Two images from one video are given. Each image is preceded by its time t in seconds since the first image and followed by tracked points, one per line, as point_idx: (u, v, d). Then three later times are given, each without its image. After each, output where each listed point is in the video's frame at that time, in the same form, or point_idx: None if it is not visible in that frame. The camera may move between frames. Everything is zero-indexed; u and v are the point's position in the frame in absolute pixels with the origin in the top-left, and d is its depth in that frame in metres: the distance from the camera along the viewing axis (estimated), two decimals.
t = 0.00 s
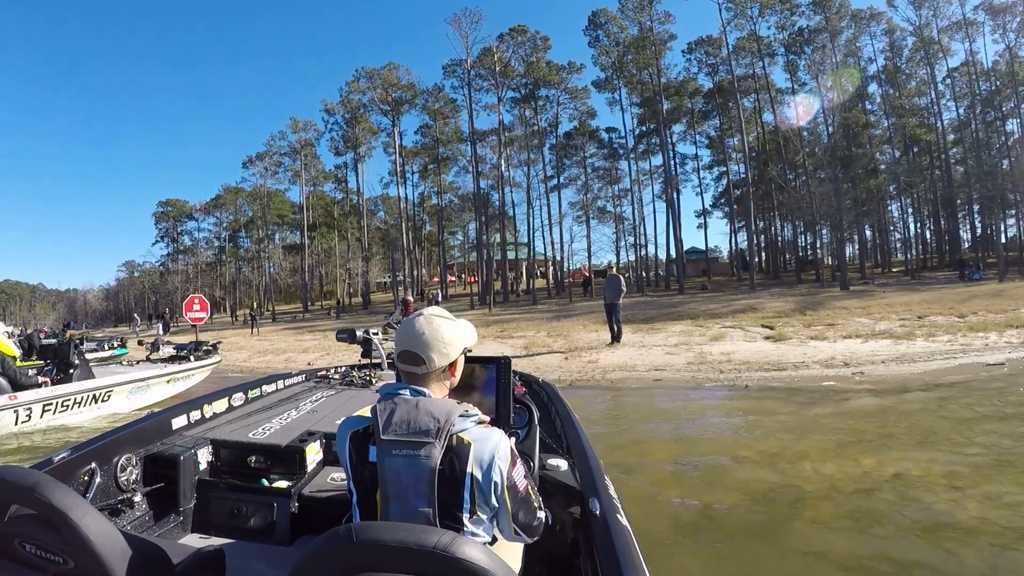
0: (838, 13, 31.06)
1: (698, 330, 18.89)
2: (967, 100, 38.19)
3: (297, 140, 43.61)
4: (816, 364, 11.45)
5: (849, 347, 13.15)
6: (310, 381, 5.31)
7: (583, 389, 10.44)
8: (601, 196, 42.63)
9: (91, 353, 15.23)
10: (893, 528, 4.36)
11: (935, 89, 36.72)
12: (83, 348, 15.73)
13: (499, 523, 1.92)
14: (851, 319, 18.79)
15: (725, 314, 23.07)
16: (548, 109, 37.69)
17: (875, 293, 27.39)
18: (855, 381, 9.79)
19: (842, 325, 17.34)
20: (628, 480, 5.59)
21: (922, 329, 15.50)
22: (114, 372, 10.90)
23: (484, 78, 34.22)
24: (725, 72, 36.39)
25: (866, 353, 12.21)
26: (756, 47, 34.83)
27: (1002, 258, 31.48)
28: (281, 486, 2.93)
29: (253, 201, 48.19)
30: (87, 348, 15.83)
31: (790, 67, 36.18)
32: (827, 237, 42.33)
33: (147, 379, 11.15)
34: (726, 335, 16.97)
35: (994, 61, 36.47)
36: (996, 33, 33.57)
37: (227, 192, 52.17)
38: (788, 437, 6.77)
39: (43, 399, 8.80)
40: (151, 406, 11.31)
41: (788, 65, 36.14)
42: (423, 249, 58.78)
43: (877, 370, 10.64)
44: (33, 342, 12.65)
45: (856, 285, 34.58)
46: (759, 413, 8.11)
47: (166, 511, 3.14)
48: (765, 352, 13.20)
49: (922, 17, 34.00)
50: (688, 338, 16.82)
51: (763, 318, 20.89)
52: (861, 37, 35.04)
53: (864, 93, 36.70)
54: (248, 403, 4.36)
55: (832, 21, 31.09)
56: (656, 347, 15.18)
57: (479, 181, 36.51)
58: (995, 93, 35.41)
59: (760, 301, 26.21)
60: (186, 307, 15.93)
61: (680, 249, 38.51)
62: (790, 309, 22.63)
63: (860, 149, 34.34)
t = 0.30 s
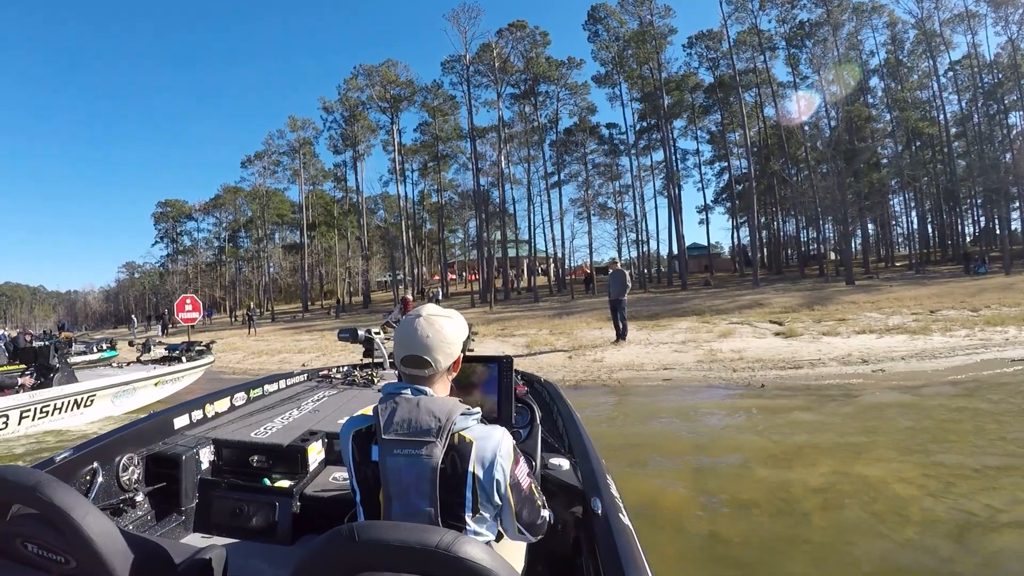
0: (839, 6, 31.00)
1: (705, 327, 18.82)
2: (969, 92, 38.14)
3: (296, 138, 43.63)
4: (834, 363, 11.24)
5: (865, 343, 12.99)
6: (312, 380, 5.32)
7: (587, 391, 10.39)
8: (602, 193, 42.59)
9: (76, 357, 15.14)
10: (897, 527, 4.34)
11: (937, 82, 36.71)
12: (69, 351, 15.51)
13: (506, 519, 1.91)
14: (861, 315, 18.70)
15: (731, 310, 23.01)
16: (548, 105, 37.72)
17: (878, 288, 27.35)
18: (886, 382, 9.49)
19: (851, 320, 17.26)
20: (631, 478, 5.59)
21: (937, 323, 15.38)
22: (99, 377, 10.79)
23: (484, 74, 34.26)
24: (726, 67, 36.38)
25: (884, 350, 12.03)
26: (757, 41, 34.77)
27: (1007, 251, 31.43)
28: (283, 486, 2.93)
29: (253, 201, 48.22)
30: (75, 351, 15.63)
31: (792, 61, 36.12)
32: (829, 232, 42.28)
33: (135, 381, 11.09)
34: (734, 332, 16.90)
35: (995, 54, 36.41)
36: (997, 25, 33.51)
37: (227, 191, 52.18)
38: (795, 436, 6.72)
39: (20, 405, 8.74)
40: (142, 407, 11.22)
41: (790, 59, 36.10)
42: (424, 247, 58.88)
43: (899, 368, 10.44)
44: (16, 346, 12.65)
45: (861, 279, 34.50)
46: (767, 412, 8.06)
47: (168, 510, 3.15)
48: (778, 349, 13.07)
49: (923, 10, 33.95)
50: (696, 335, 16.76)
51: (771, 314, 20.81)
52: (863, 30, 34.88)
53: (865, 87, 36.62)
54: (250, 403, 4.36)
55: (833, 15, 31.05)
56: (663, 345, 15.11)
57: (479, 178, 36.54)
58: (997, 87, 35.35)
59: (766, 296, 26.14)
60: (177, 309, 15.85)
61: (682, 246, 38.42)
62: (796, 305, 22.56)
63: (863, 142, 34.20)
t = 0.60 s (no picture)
0: None
1: (710, 323, 18.75)
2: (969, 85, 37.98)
3: (294, 137, 43.60)
4: (851, 359, 11.07)
5: (881, 339, 12.83)
6: (315, 378, 5.32)
7: (591, 391, 10.37)
8: (602, 190, 42.49)
9: (61, 357, 15.05)
10: (903, 523, 4.32)
11: (938, 76, 36.56)
12: (57, 353, 15.35)
13: (509, 518, 1.91)
14: (870, 309, 18.59)
15: (735, 306, 22.93)
16: (548, 101, 37.65)
17: (885, 282, 27.22)
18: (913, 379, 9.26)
19: (860, 316, 17.14)
20: (634, 477, 5.57)
21: (951, 318, 15.24)
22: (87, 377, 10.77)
23: (483, 71, 34.23)
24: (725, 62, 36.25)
25: (901, 346, 11.86)
26: (757, 36, 34.63)
27: (1012, 244, 31.23)
28: (286, 485, 2.93)
29: (252, 200, 48.20)
30: (63, 353, 15.48)
31: (792, 55, 35.96)
32: (831, 229, 42.07)
33: (120, 381, 10.98)
34: (742, 328, 16.80)
35: (996, 48, 36.24)
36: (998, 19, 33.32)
37: (226, 191, 52.16)
38: (803, 434, 6.69)
39: (3, 410, 8.60)
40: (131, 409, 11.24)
41: (790, 54, 35.96)
42: (425, 244, 58.90)
43: (920, 364, 10.25)
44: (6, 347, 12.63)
45: (865, 275, 34.34)
46: (775, 410, 7.99)
47: (171, 508, 3.16)
48: (790, 347, 12.97)
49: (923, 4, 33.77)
50: (702, 333, 16.68)
51: (778, 310, 20.72)
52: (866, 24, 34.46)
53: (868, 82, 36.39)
54: (253, 401, 4.37)
55: (833, 9, 30.90)
56: (671, 342, 15.03)
57: (478, 176, 36.43)
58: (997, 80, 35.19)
59: (770, 292, 26.03)
60: (169, 309, 15.79)
61: (683, 243, 38.30)
62: (802, 300, 22.46)
63: (865, 138, 34.02)
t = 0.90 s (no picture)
0: None
1: (716, 324, 18.72)
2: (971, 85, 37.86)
3: (294, 136, 43.54)
4: (869, 362, 10.98)
5: (896, 340, 12.77)
6: (317, 372, 5.32)
7: (597, 395, 10.35)
8: (603, 190, 42.39)
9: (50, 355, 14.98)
10: (907, 524, 4.32)
11: (940, 76, 36.46)
12: (44, 351, 15.24)
13: (508, 514, 1.91)
14: (879, 310, 18.53)
15: (740, 306, 22.91)
16: (549, 100, 37.54)
17: (890, 282, 27.12)
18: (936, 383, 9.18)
19: (870, 316, 17.07)
20: (637, 478, 5.57)
21: (964, 318, 15.17)
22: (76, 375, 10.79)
23: (484, 70, 34.15)
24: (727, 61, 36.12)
25: (918, 348, 11.78)
26: (760, 36, 34.51)
27: (1016, 245, 31.10)
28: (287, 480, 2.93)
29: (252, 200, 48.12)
30: (51, 351, 15.39)
31: (794, 55, 35.82)
32: (832, 230, 41.93)
33: (108, 378, 10.96)
34: (750, 329, 16.77)
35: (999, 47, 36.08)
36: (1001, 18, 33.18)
37: (226, 189, 52.13)
38: (810, 435, 6.67)
39: None
40: (120, 407, 11.28)
41: (792, 53, 35.84)
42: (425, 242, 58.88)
43: (942, 367, 10.14)
44: None
45: (868, 275, 34.22)
46: (785, 413, 7.96)
47: (172, 502, 3.17)
48: (802, 349, 12.91)
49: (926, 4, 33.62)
50: (709, 334, 16.65)
51: (785, 310, 20.68)
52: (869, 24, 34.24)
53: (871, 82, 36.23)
54: (255, 395, 4.37)
55: (836, 8, 30.75)
56: (678, 344, 15.01)
57: (479, 174, 36.32)
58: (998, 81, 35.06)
59: (774, 292, 25.99)
60: (161, 305, 15.73)
61: (684, 243, 38.21)
62: (808, 301, 22.42)
63: (867, 138, 33.87)
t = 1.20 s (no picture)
0: (845, 2, 30.62)
1: (721, 329, 18.70)
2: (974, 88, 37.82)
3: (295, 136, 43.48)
4: (887, 368, 10.90)
5: (911, 346, 12.72)
6: (317, 368, 5.32)
7: (603, 402, 10.33)
8: (604, 192, 42.33)
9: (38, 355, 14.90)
10: (911, 530, 4.33)
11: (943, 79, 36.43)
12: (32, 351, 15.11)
13: (508, 510, 1.92)
14: (888, 315, 18.51)
15: (744, 310, 22.91)
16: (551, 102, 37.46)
17: (893, 287, 27.00)
18: (956, 391, 9.10)
19: (880, 322, 17.03)
20: (640, 484, 5.58)
21: (977, 324, 15.13)
22: (66, 374, 10.79)
23: (485, 71, 34.06)
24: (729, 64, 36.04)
25: (936, 354, 11.73)
26: (762, 39, 34.44)
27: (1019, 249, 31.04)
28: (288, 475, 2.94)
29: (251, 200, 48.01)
30: (39, 351, 15.25)
31: (797, 57, 35.75)
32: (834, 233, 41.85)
33: (99, 376, 10.95)
34: (757, 334, 16.75)
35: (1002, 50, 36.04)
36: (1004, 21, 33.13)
37: (226, 189, 52.06)
38: (817, 442, 6.67)
39: None
40: (111, 406, 11.28)
41: (795, 56, 35.76)
42: (425, 243, 58.83)
43: (963, 375, 10.09)
44: None
45: (870, 279, 34.10)
46: (794, 420, 7.92)
47: (173, 497, 3.18)
48: (815, 355, 12.86)
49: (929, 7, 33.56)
50: (715, 339, 16.63)
51: (790, 314, 20.68)
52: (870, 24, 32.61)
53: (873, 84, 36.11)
54: (256, 391, 4.38)
55: (840, 11, 30.72)
56: (684, 349, 15.00)
57: (479, 176, 36.24)
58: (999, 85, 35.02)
59: (777, 296, 25.96)
60: (153, 304, 15.63)
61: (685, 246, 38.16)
62: (812, 305, 22.42)
63: (870, 142, 33.79)
